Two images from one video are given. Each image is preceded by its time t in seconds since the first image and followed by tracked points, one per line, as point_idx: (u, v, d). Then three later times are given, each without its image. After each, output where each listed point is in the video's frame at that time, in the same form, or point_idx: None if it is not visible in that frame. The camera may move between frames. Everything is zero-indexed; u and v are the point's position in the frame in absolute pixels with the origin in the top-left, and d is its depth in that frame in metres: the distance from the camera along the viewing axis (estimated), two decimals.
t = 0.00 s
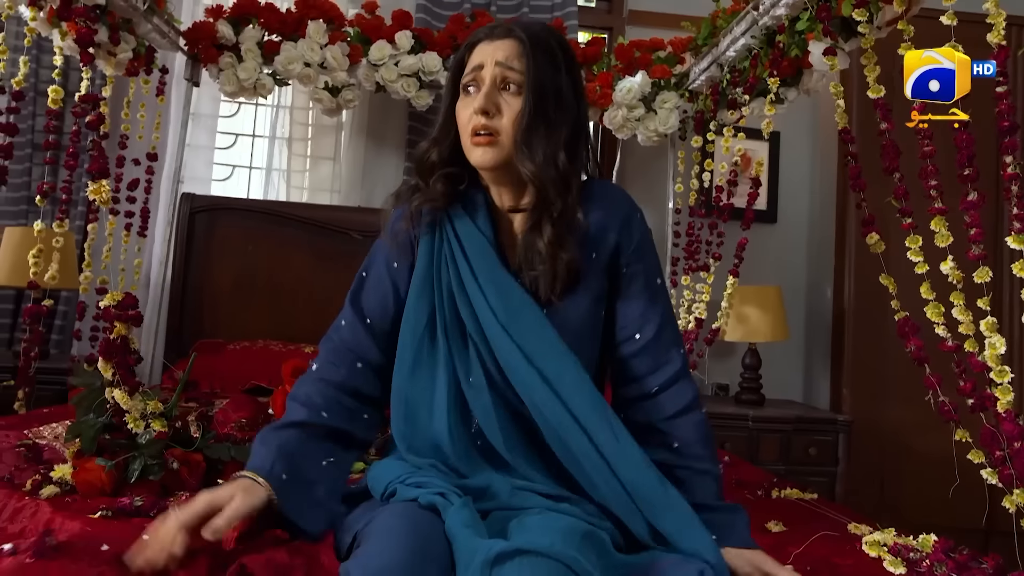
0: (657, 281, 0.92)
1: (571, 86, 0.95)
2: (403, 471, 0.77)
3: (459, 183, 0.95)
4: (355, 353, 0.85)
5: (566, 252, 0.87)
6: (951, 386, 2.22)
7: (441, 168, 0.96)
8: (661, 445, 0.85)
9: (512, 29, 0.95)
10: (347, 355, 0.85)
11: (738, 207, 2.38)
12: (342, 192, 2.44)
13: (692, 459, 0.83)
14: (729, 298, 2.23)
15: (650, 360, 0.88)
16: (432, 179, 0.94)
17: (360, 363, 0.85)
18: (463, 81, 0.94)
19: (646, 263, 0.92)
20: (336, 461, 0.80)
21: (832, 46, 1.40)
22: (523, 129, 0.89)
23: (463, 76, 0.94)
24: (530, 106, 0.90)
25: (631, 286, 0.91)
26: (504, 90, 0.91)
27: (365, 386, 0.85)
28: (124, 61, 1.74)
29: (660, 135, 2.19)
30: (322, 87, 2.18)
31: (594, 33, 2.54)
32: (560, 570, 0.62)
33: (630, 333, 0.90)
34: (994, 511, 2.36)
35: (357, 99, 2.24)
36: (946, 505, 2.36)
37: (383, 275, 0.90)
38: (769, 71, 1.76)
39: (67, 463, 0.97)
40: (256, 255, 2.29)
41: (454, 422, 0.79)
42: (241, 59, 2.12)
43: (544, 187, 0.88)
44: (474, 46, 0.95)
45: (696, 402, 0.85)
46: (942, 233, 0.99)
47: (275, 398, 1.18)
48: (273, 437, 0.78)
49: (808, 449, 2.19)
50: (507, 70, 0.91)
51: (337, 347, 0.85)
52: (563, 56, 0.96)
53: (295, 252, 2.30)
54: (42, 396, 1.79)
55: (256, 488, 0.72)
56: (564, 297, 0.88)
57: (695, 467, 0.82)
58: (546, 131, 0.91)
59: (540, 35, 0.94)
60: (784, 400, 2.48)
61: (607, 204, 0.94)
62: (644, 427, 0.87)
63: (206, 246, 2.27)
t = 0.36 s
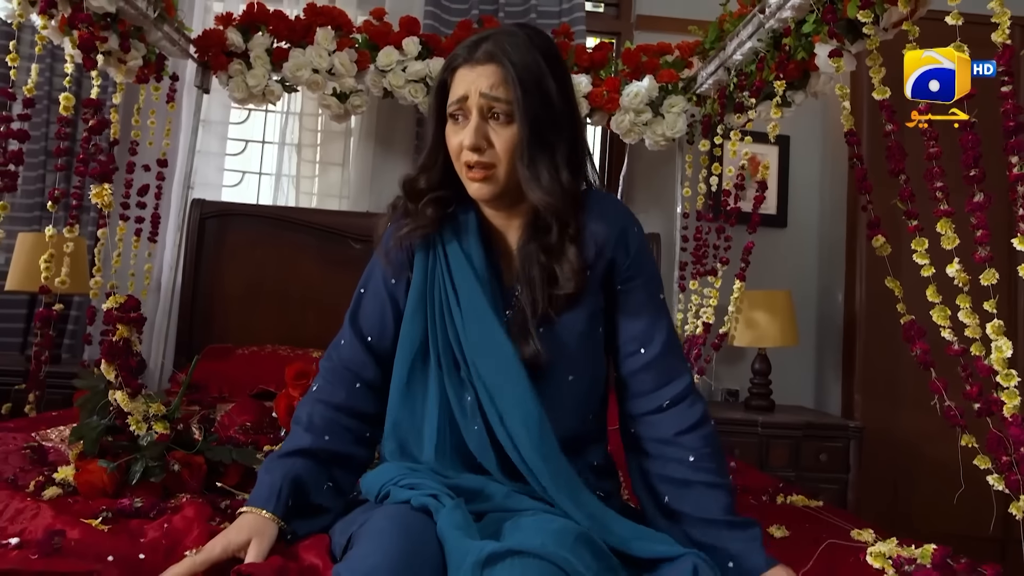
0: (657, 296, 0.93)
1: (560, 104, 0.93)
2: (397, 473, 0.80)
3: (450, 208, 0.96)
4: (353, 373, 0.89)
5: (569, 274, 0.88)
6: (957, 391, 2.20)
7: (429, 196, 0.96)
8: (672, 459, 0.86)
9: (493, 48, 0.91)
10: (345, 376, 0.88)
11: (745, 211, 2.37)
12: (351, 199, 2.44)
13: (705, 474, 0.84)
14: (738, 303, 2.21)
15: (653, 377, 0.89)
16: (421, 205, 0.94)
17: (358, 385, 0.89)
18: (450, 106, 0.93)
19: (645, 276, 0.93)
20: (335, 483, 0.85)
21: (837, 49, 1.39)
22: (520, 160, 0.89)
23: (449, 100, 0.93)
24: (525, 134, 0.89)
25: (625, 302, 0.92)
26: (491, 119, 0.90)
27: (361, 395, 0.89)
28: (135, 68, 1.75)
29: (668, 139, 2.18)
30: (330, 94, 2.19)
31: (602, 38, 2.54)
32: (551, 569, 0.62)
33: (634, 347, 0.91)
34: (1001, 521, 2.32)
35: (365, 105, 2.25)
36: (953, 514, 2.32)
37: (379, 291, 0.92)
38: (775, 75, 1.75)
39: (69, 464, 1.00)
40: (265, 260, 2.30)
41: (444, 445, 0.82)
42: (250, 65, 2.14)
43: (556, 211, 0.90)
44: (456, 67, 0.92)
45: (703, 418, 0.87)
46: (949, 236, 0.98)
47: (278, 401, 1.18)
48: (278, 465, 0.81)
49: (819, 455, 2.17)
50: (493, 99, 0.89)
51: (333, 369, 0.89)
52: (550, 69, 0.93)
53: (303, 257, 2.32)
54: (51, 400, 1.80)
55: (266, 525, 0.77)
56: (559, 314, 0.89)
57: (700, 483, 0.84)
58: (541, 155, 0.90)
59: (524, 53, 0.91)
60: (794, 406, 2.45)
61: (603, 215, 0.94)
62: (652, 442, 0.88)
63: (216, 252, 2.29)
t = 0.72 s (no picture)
0: (665, 292, 0.95)
1: (559, 88, 0.98)
2: (392, 479, 0.80)
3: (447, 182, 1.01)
4: (339, 366, 0.91)
5: (564, 263, 0.90)
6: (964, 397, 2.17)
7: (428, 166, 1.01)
8: (706, 450, 0.86)
9: (501, 27, 0.99)
10: (330, 369, 0.91)
11: (752, 217, 2.36)
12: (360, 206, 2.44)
13: (743, 461, 0.84)
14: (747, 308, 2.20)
15: (676, 367, 0.90)
16: (419, 177, 1.00)
17: (343, 377, 0.91)
18: (455, 78, 0.99)
19: (650, 268, 0.95)
20: (313, 489, 0.87)
21: (843, 53, 1.39)
22: (511, 125, 0.93)
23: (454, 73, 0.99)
24: (516, 103, 0.94)
25: (628, 294, 0.95)
26: (494, 85, 0.96)
27: (353, 394, 0.91)
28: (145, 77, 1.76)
29: (676, 145, 2.16)
30: (338, 101, 2.21)
31: (609, 45, 2.55)
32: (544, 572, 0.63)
33: (652, 339, 0.92)
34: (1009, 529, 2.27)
35: (373, 113, 2.26)
36: (959, 521, 2.28)
37: (373, 280, 0.96)
38: (782, 79, 1.74)
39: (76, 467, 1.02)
40: (275, 267, 2.32)
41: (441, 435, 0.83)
42: (260, 74, 2.16)
43: (534, 183, 0.92)
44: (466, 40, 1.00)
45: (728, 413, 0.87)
46: (953, 239, 0.97)
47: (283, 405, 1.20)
48: (254, 469, 0.84)
49: (830, 463, 2.15)
50: (497, 66, 0.96)
51: (320, 363, 0.91)
52: (554, 51, 1.00)
53: (311, 263, 2.33)
54: (62, 406, 1.82)
55: (228, 530, 0.80)
56: (555, 305, 0.91)
57: (734, 469, 0.84)
58: (533, 125, 0.94)
59: (530, 31, 0.99)
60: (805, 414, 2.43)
61: (596, 209, 0.97)
62: (681, 436, 0.88)
63: (226, 259, 2.30)
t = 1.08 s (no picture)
0: (668, 266, 0.96)
1: (575, 93, 0.96)
2: (393, 485, 0.80)
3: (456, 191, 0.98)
4: (356, 357, 0.92)
5: (573, 249, 0.91)
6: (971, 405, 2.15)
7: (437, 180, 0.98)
8: (693, 430, 0.88)
9: (513, 36, 0.96)
10: (348, 360, 0.92)
11: (758, 225, 2.35)
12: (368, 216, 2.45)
13: (724, 442, 0.85)
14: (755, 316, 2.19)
15: (671, 346, 0.92)
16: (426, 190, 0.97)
17: (360, 368, 0.92)
18: (467, 93, 0.96)
19: (656, 250, 0.96)
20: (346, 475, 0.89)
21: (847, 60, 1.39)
22: (543, 144, 0.92)
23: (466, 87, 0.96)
24: (545, 121, 0.92)
25: (641, 274, 0.95)
26: (511, 105, 0.93)
27: (358, 403, 0.91)
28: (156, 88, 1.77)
29: (683, 154, 2.16)
30: (346, 111, 2.22)
31: (616, 54, 2.57)
32: None
33: (651, 321, 0.94)
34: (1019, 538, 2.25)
35: (380, 123, 2.28)
36: (966, 530, 2.26)
37: (384, 274, 0.96)
38: (788, 87, 1.74)
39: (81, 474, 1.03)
40: (284, 275, 2.33)
41: (453, 420, 0.84)
42: (269, 85, 2.18)
43: (576, 198, 0.92)
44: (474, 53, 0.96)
45: (720, 385, 0.89)
46: (959, 245, 0.97)
47: (288, 412, 1.20)
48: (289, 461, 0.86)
49: (839, 473, 2.13)
50: (513, 85, 0.93)
51: (339, 354, 0.93)
52: (567, 56, 0.97)
53: (321, 273, 2.35)
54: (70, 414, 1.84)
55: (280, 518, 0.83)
56: (569, 291, 0.91)
57: (720, 451, 0.85)
58: (563, 141, 0.93)
59: (542, 40, 0.95)
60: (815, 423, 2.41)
61: (607, 198, 0.98)
62: (676, 417, 0.90)
63: (235, 266, 2.32)
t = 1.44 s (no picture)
0: (667, 290, 0.94)
1: (573, 114, 0.97)
2: (393, 488, 0.80)
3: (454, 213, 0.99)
4: (348, 371, 0.92)
5: (569, 271, 0.91)
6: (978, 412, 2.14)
7: (433, 203, 0.99)
8: (704, 455, 0.84)
9: (510, 55, 0.95)
10: (339, 376, 0.92)
11: (764, 231, 2.35)
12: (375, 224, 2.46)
13: (733, 469, 0.83)
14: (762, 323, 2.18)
15: (673, 369, 0.89)
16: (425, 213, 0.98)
17: (350, 382, 0.92)
18: (465, 114, 0.95)
19: (652, 274, 0.95)
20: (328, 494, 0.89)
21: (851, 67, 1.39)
22: (534, 172, 0.93)
23: (465, 108, 0.95)
24: (542, 144, 0.92)
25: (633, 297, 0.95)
26: (509, 128, 0.94)
27: (354, 414, 0.91)
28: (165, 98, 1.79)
29: (688, 161, 2.16)
30: (352, 120, 2.24)
31: (621, 62, 2.57)
32: None
33: (650, 341, 0.92)
34: None
35: (387, 131, 2.29)
36: (977, 539, 2.23)
37: (381, 287, 0.96)
38: (792, 94, 1.74)
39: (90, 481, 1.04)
40: (292, 283, 2.35)
41: (448, 439, 0.85)
42: (277, 94, 2.20)
43: (563, 222, 0.93)
44: (472, 72, 0.95)
45: (727, 412, 0.86)
46: (963, 251, 0.96)
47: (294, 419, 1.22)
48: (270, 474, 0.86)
49: (847, 481, 2.11)
50: (512, 107, 0.93)
51: (331, 368, 0.93)
52: (564, 73, 0.97)
53: (329, 281, 2.36)
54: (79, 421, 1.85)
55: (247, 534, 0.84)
56: (564, 312, 0.91)
57: (728, 480, 0.82)
58: (554, 168, 0.93)
59: (541, 60, 0.95)
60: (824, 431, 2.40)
61: (602, 218, 0.98)
62: (675, 439, 0.87)
63: (243, 273, 2.34)
